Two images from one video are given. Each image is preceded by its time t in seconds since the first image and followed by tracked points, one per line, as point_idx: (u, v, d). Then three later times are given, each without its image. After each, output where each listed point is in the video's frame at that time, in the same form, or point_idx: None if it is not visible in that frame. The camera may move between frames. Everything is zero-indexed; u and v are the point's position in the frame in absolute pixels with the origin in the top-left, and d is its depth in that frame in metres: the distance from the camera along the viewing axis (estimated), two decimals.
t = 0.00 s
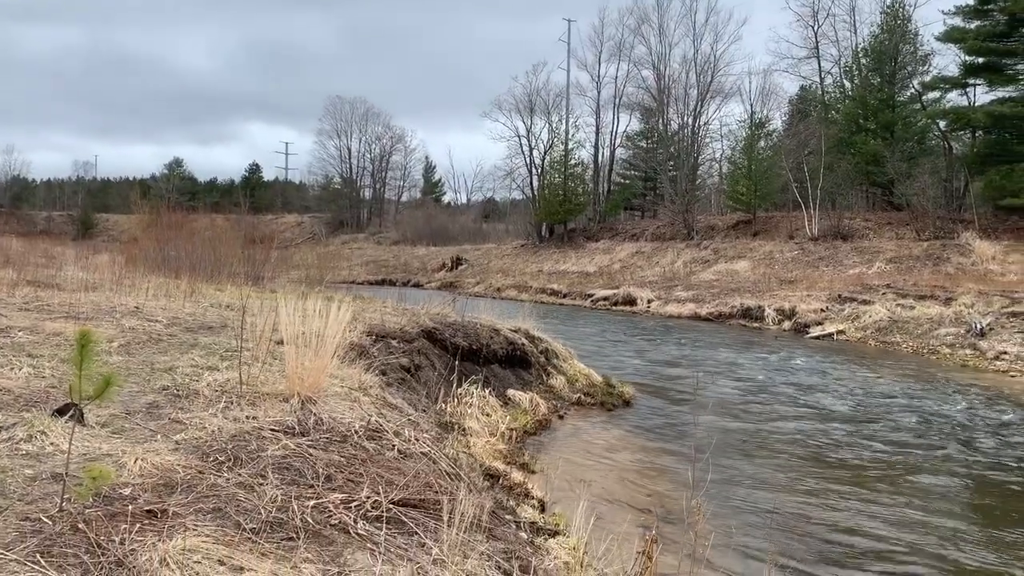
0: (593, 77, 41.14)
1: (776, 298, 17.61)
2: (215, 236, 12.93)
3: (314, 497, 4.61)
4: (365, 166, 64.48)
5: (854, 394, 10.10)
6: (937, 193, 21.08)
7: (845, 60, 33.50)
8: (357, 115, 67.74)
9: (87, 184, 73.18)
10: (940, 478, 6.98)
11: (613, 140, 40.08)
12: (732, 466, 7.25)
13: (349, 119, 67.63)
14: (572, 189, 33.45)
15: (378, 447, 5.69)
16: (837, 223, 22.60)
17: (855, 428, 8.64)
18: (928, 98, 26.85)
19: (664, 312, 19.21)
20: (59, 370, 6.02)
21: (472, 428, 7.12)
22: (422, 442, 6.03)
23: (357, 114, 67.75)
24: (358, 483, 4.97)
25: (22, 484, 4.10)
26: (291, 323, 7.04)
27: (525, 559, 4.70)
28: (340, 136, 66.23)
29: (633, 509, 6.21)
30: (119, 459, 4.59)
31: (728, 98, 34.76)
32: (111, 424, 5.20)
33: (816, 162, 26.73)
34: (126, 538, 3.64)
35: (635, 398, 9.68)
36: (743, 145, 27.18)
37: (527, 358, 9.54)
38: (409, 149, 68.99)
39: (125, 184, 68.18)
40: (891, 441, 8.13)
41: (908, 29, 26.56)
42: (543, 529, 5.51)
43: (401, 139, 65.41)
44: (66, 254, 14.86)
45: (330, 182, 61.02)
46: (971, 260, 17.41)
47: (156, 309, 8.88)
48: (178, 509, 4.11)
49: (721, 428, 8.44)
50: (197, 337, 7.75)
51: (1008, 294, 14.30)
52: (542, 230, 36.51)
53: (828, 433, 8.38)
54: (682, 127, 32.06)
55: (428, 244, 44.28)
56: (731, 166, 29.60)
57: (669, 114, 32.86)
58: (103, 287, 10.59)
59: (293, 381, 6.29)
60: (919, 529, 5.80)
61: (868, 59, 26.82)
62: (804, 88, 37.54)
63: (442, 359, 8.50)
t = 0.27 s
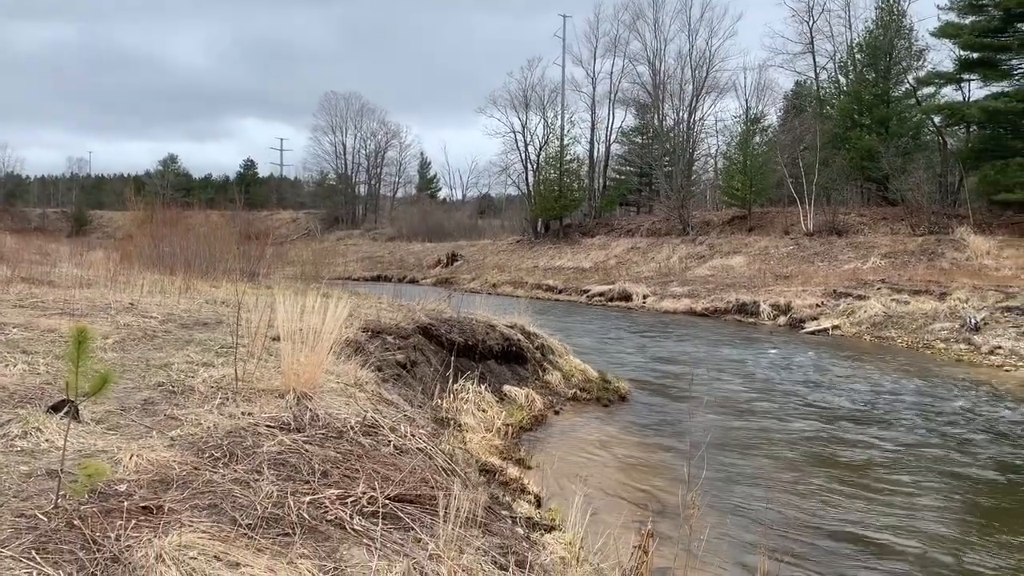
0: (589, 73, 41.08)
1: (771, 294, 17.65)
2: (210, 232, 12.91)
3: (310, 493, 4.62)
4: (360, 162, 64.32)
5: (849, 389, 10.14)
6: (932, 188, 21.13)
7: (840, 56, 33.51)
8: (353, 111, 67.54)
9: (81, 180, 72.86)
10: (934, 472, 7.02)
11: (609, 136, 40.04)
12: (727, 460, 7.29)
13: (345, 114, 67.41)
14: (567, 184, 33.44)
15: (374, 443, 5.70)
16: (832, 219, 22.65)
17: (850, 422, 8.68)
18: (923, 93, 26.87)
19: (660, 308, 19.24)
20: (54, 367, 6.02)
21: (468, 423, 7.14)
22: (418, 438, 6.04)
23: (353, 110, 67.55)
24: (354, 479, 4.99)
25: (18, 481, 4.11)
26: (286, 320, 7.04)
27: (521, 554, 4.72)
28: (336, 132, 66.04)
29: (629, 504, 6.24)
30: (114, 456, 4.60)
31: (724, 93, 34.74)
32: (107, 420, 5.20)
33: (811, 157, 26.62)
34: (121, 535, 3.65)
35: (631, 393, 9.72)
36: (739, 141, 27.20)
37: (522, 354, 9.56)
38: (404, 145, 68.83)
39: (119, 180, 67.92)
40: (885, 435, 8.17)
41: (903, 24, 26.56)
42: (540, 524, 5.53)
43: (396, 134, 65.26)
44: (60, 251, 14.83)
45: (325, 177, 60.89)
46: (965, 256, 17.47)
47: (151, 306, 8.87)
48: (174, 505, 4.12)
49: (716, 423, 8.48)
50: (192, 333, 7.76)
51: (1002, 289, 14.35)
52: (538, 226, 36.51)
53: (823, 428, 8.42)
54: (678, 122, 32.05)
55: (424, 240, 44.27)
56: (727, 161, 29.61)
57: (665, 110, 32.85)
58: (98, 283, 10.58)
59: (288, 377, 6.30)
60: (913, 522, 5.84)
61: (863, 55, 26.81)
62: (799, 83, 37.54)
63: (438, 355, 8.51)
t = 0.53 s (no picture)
0: (586, 71, 41.05)
1: (769, 291, 17.67)
2: (208, 230, 12.91)
3: (308, 490, 4.63)
4: (358, 160, 64.24)
5: (847, 386, 10.15)
6: (930, 185, 21.15)
7: (838, 53, 33.50)
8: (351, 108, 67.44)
9: (78, 179, 72.70)
10: (931, 469, 7.04)
11: (607, 133, 40.02)
12: (725, 457, 7.30)
13: (342, 112, 67.30)
14: (565, 182, 33.43)
15: (371, 440, 5.71)
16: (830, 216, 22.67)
17: (847, 419, 8.69)
18: (921, 90, 26.87)
19: (658, 305, 19.25)
20: (52, 365, 6.03)
21: (466, 421, 7.14)
22: (416, 435, 6.05)
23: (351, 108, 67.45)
24: (352, 476, 5.00)
25: (16, 479, 4.11)
26: (284, 317, 7.05)
27: (519, 551, 4.73)
28: (333, 129, 65.95)
29: (627, 500, 6.25)
30: (112, 454, 4.60)
31: (721, 90, 34.74)
32: (104, 418, 5.20)
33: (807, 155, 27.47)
34: (120, 532, 3.66)
35: (629, 390, 9.73)
36: (736, 138, 27.23)
37: (520, 352, 9.56)
38: (402, 143, 68.78)
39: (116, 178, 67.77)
40: (882, 432, 8.19)
41: (900, 21, 26.56)
42: (538, 521, 5.54)
43: (394, 132, 65.20)
44: (57, 250, 14.83)
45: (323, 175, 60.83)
46: (962, 253, 17.49)
47: (148, 304, 8.88)
48: (172, 502, 4.12)
49: (714, 420, 8.49)
50: (189, 331, 7.76)
51: (999, 286, 14.37)
52: (536, 224, 36.49)
53: (820, 425, 8.44)
54: (676, 120, 32.04)
55: (421, 238, 44.27)
56: (724, 159, 29.61)
57: (662, 107, 32.85)
58: (96, 282, 10.58)
59: (286, 374, 6.30)
60: (910, 519, 5.87)
61: (861, 52, 26.81)
62: (797, 80, 37.54)
63: (436, 353, 8.51)
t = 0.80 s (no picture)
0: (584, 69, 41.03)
1: (767, 288, 17.68)
2: (206, 229, 12.91)
3: (307, 488, 4.64)
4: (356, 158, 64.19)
5: (844, 383, 10.16)
6: (927, 183, 21.20)
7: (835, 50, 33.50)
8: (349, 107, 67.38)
9: (76, 178, 72.61)
10: (929, 465, 7.05)
11: (605, 131, 40.02)
12: (723, 454, 7.32)
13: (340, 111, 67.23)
14: (563, 180, 33.43)
15: (370, 438, 5.72)
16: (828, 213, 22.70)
17: (845, 416, 8.70)
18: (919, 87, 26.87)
19: (656, 303, 19.26)
20: (50, 364, 6.03)
21: (464, 419, 7.15)
22: (414, 433, 6.06)
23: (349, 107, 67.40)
24: (351, 473, 5.01)
25: (14, 477, 4.12)
26: (283, 316, 7.05)
27: (518, 548, 4.73)
28: (331, 128, 65.88)
29: (626, 497, 6.26)
30: (111, 452, 4.61)
31: (719, 88, 34.74)
32: (103, 417, 5.21)
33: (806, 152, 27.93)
34: (119, 530, 3.66)
35: (627, 388, 9.74)
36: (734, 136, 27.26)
37: (519, 350, 9.57)
38: (400, 141, 68.77)
39: (114, 177, 67.69)
40: (880, 429, 8.20)
41: (898, 18, 26.56)
42: (537, 519, 5.55)
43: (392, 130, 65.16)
44: (55, 249, 14.83)
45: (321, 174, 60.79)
46: (960, 250, 17.50)
47: (146, 302, 8.88)
48: (171, 500, 4.13)
49: (712, 417, 8.50)
50: (188, 330, 7.76)
51: (997, 282, 14.38)
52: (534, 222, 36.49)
53: (818, 422, 8.45)
54: (674, 117, 32.05)
55: (420, 236, 44.26)
56: (722, 157, 29.63)
57: (660, 105, 32.87)
58: (94, 281, 10.58)
59: (284, 372, 6.30)
60: (908, 515, 5.88)
61: (858, 49, 26.83)
62: (794, 78, 37.54)
63: (435, 351, 8.52)
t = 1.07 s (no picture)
0: (582, 66, 41.05)
1: (765, 285, 17.71)
2: (203, 227, 12.92)
3: (306, 485, 4.65)
4: (353, 156, 64.15)
5: (841, 380, 10.19)
6: (924, 179, 21.28)
7: (832, 47, 33.51)
8: (346, 105, 67.32)
9: (73, 176, 72.56)
10: (927, 461, 7.07)
11: (602, 128, 40.02)
12: (721, 450, 7.33)
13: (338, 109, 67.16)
14: (561, 177, 33.45)
15: (368, 435, 5.73)
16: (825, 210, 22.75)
17: (843, 412, 8.72)
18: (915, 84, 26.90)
19: (654, 300, 19.29)
20: (47, 362, 6.02)
21: (463, 416, 7.16)
22: (413, 430, 6.06)
23: (346, 104, 67.34)
24: (349, 470, 5.01)
25: (13, 475, 4.12)
26: (280, 313, 7.05)
27: (517, 544, 4.74)
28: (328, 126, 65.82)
29: (624, 494, 6.27)
30: (109, 450, 4.61)
31: (717, 85, 34.75)
32: (100, 414, 5.21)
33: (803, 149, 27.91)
34: (117, 527, 3.67)
35: (625, 385, 9.76)
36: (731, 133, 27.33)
37: (517, 347, 9.59)
38: (397, 139, 68.73)
39: (111, 175, 67.55)
40: (877, 425, 8.22)
41: (894, 15, 26.58)
42: (535, 515, 5.55)
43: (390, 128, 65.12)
44: (52, 248, 14.83)
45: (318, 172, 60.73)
46: (957, 246, 17.53)
47: (144, 301, 8.88)
48: (169, 497, 4.13)
49: (710, 413, 8.52)
50: (185, 328, 7.76)
51: (994, 278, 14.40)
52: (532, 219, 36.50)
53: (817, 418, 8.47)
54: (671, 115, 32.07)
55: (417, 234, 44.27)
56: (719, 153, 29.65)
57: (657, 102, 32.89)
58: (91, 279, 10.58)
59: (282, 370, 6.30)
60: (905, 511, 5.90)
61: (855, 46, 26.85)
62: (792, 74, 37.55)
63: (433, 348, 8.52)
